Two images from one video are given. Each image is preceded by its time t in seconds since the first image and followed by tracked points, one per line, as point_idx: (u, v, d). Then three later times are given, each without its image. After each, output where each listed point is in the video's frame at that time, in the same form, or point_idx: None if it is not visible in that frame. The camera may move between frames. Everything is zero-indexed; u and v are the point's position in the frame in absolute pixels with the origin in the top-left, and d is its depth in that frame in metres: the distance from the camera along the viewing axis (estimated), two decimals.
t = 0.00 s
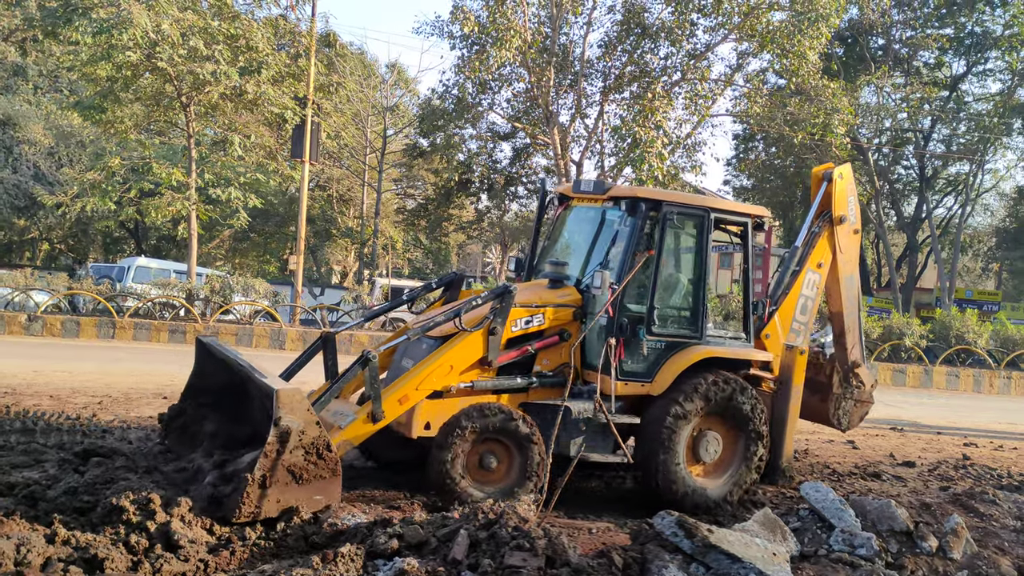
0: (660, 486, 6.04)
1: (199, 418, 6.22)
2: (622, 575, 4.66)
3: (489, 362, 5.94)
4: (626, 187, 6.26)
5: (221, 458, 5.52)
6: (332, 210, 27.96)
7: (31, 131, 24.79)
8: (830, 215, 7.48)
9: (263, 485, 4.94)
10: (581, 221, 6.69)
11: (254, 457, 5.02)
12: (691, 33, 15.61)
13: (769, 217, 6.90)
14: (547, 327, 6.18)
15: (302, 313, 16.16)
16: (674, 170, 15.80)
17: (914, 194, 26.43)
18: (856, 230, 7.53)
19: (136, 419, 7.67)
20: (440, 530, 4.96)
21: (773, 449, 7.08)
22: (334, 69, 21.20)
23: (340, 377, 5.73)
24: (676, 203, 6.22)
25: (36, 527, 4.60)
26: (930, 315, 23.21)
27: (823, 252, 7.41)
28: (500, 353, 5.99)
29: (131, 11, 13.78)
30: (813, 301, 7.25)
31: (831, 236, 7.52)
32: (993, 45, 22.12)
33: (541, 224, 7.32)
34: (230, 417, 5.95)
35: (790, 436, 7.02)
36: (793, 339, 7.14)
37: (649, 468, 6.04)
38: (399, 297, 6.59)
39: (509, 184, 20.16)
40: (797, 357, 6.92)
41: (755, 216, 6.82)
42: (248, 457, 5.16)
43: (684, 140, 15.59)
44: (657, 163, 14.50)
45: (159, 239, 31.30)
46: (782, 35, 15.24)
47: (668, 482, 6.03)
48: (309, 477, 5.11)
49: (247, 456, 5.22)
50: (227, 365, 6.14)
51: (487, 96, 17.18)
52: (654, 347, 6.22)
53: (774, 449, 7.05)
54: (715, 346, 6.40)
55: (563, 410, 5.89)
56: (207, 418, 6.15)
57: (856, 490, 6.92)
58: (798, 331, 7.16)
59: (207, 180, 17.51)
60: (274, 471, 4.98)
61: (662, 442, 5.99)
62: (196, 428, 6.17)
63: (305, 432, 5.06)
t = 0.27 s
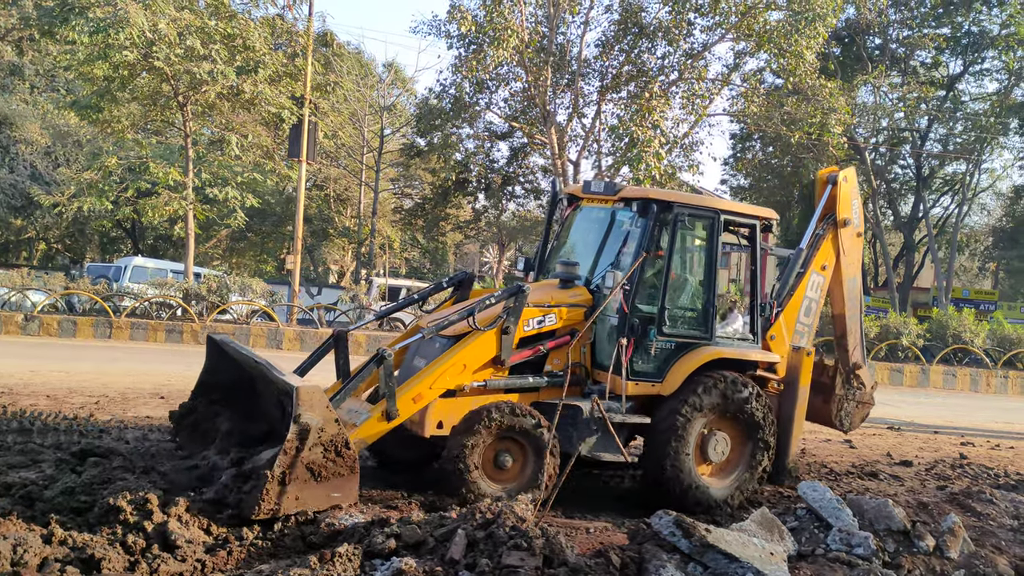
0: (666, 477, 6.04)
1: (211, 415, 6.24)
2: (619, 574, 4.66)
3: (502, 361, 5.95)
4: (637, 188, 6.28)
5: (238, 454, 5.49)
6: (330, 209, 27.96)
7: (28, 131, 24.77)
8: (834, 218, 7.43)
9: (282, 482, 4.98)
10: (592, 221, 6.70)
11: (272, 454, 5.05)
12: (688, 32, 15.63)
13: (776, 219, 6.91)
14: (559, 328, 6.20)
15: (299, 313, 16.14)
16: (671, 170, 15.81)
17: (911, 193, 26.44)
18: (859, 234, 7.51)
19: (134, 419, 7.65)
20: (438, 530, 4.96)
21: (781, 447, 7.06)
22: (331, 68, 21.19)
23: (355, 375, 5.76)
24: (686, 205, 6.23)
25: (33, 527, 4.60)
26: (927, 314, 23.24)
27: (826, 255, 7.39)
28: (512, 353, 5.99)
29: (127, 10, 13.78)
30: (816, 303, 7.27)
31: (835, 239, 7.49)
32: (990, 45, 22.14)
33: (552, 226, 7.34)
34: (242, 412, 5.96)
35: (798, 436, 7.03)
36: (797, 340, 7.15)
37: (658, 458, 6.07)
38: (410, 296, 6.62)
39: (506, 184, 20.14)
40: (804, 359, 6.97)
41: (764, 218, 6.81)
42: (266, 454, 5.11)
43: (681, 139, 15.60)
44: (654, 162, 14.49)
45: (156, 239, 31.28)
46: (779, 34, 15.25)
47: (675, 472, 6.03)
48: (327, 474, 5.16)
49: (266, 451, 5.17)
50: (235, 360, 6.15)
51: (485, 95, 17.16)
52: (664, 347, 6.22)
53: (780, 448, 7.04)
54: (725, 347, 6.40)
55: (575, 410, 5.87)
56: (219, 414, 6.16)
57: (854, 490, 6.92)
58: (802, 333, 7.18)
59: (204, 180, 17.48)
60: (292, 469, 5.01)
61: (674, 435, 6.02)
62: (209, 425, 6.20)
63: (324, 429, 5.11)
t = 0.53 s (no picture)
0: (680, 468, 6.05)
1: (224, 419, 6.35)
2: (614, 573, 4.67)
3: (513, 360, 5.99)
4: (643, 188, 6.29)
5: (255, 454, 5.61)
6: (325, 208, 27.94)
7: (21, 129, 24.69)
8: (835, 215, 7.53)
9: (299, 480, 5.06)
10: (597, 221, 6.69)
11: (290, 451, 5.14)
12: (683, 31, 15.64)
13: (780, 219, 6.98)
14: (567, 326, 6.21)
15: (294, 312, 16.13)
16: (667, 169, 15.82)
17: (906, 192, 26.47)
18: (860, 230, 7.60)
19: (129, 418, 7.63)
20: (433, 529, 4.96)
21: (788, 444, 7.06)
22: (326, 67, 21.16)
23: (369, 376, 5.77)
24: (692, 204, 6.29)
25: (27, 527, 4.58)
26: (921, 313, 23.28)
27: (829, 251, 7.48)
28: (523, 352, 6.03)
29: (122, 9, 13.79)
30: (819, 299, 7.36)
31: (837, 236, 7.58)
32: (984, 44, 22.19)
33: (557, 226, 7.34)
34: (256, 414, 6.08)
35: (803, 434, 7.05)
36: (800, 336, 7.24)
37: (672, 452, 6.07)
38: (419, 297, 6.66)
39: (502, 182, 20.30)
40: (809, 354, 6.95)
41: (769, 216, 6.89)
42: (283, 455, 5.19)
43: (676, 138, 15.62)
44: (649, 161, 14.50)
45: (150, 238, 31.21)
46: (774, 33, 15.29)
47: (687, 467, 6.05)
48: (343, 472, 5.24)
49: (282, 451, 5.25)
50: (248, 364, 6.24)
51: (480, 94, 17.14)
52: (673, 344, 6.26)
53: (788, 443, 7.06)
54: (731, 344, 6.46)
55: (583, 410, 6.02)
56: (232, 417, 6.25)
57: (848, 488, 6.94)
58: (805, 329, 7.28)
59: (199, 178, 17.44)
60: (310, 467, 5.09)
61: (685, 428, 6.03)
62: (221, 429, 6.28)
63: (341, 428, 5.20)
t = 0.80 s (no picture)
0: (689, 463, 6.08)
1: (239, 418, 6.57)
2: (607, 571, 4.67)
3: (523, 358, 6.02)
4: (650, 187, 6.35)
5: (271, 451, 5.72)
6: (318, 206, 27.91)
7: (12, 127, 24.58)
8: (837, 213, 7.58)
9: (317, 477, 5.12)
10: (605, 220, 6.77)
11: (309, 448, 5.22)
12: (676, 29, 15.67)
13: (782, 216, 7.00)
14: (576, 325, 6.26)
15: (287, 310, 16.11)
16: (660, 167, 15.85)
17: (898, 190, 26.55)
18: (862, 227, 7.67)
19: (121, 417, 7.61)
20: (426, 527, 4.96)
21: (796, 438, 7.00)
22: (319, 65, 21.14)
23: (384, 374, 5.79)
24: (699, 201, 6.31)
25: (18, 526, 4.56)
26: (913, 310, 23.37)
27: (831, 248, 7.52)
28: (533, 349, 6.07)
29: (113, 6, 13.79)
30: (822, 296, 7.40)
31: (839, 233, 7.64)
32: (975, 42, 22.27)
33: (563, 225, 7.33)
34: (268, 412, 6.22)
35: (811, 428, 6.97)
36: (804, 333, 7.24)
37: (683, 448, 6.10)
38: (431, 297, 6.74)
39: (495, 181, 20.42)
40: (815, 350, 7.02)
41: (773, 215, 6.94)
42: (299, 452, 5.31)
43: (669, 136, 15.65)
44: (642, 159, 14.51)
45: (142, 236, 31.12)
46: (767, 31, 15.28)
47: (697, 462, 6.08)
48: (361, 468, 5.30)
49: (299, 449, 5.35)
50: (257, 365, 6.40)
51: (473, 92, 17.12)
52: (681, 341, 6.29)
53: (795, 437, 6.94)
54: (738, 341, 6.44)
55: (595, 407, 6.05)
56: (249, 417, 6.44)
57: (840, 485, 6.95)
58: (809, 325, 7.31)
59: (191, 176, 17.39)
60: (328, 463, 5.16)
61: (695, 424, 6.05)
62: (236, 428, 6.51)
63: (358, 425, 5.28)
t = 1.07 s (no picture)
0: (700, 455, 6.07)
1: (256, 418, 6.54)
2: (598, 566, 4.68)
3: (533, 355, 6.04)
4: (654, 184, 6.34)
5: (290, 447, 5.74)
6: (308, 202, 27.92)
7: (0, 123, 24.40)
8: (837, 206, 7.62)
9: (335, 471, 5.18)
10: (609, 217, 6.73)
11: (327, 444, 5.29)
12: (667, 25, 15.66)
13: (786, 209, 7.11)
14: (585, 321, 6.26)
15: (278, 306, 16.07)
16: (651, 162, 15.86)
17: (888, 186, 26.64)
18: (862, 219, 7.72)
19: (111, 413, 7.58)
20: (417, 523, 4.95)
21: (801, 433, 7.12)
22: (309, 60, 21.06)
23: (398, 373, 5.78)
24: (702, 197, 6.36)
25: (7, 522, 4.53)
26: (903, 306, 23.46)
27: (833, 241, 7.57)
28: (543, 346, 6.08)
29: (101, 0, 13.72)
30: (824, 288, 7.48)
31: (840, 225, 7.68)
32: (965, 39, 22.31)
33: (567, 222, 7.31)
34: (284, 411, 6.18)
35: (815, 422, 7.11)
36: (808, 325, 7.37)
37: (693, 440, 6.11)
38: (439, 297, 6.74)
39: (486, 176, 20.33)
40: (820, 342, 7.10)
41: (776, 208, 7.02)
42: (318, 447, 5.35)
43: (661, 132, 15.65)
44: (634, 155, 14.56)
45: (132, 232, 30.97)
46: (758, 27, 15.36)
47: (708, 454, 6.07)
48: (378, 463, 5.34)
49: (318, 444, 5.42)
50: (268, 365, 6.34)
51: (464, 87, 17.06)
52: (689, 335, 6.36)
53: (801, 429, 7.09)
54: (744, 334, 6.55)
55: (605, 401, 6.02)
56: (265, 417, 6.47)
57: (830, 479, 6.98)
58: (812, 318, 7.40)
59: (180, 171, 17.30)
60: (346, 458, 5.22)
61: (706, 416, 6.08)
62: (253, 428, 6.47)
63: (375, 420, 5.32)
